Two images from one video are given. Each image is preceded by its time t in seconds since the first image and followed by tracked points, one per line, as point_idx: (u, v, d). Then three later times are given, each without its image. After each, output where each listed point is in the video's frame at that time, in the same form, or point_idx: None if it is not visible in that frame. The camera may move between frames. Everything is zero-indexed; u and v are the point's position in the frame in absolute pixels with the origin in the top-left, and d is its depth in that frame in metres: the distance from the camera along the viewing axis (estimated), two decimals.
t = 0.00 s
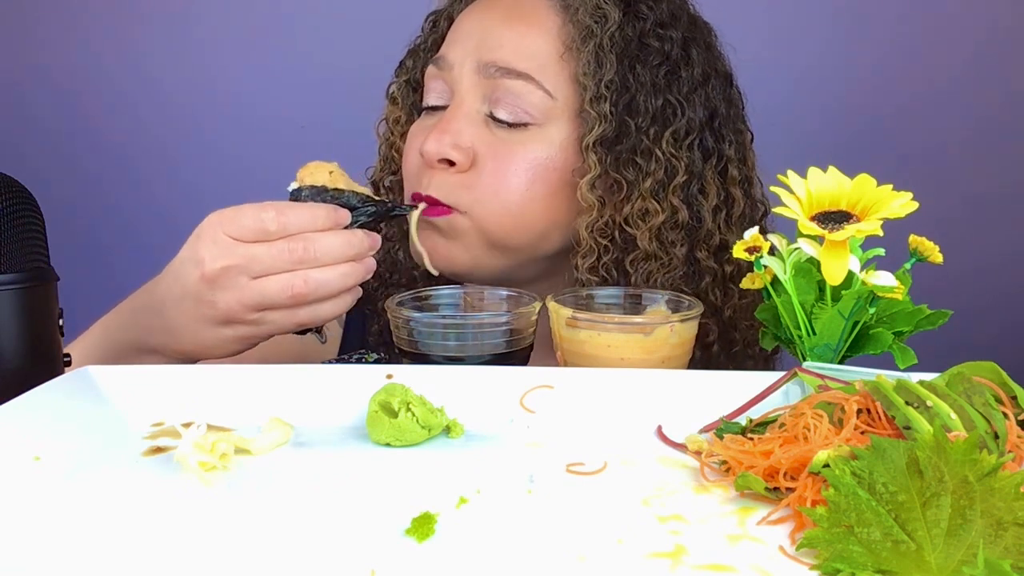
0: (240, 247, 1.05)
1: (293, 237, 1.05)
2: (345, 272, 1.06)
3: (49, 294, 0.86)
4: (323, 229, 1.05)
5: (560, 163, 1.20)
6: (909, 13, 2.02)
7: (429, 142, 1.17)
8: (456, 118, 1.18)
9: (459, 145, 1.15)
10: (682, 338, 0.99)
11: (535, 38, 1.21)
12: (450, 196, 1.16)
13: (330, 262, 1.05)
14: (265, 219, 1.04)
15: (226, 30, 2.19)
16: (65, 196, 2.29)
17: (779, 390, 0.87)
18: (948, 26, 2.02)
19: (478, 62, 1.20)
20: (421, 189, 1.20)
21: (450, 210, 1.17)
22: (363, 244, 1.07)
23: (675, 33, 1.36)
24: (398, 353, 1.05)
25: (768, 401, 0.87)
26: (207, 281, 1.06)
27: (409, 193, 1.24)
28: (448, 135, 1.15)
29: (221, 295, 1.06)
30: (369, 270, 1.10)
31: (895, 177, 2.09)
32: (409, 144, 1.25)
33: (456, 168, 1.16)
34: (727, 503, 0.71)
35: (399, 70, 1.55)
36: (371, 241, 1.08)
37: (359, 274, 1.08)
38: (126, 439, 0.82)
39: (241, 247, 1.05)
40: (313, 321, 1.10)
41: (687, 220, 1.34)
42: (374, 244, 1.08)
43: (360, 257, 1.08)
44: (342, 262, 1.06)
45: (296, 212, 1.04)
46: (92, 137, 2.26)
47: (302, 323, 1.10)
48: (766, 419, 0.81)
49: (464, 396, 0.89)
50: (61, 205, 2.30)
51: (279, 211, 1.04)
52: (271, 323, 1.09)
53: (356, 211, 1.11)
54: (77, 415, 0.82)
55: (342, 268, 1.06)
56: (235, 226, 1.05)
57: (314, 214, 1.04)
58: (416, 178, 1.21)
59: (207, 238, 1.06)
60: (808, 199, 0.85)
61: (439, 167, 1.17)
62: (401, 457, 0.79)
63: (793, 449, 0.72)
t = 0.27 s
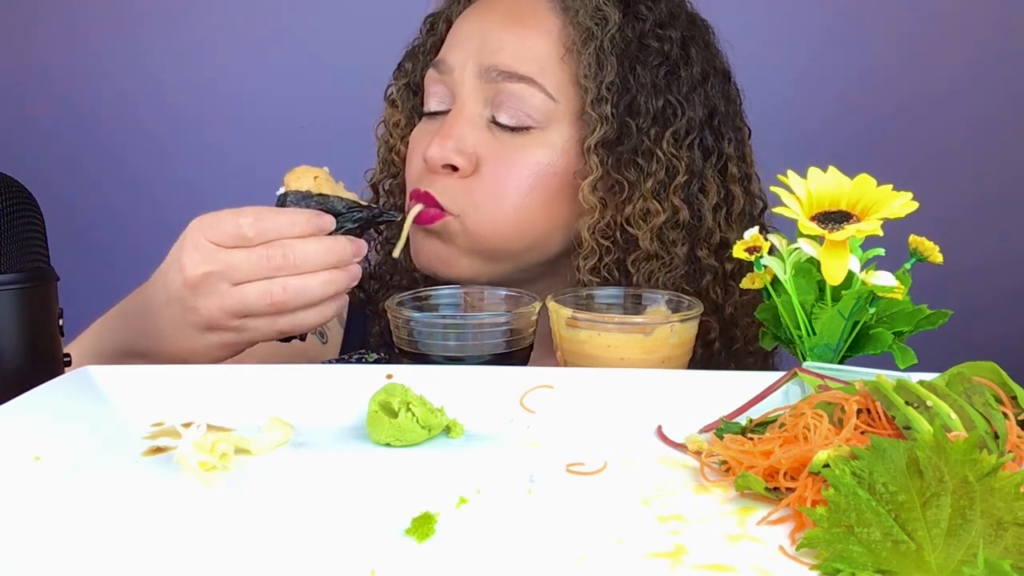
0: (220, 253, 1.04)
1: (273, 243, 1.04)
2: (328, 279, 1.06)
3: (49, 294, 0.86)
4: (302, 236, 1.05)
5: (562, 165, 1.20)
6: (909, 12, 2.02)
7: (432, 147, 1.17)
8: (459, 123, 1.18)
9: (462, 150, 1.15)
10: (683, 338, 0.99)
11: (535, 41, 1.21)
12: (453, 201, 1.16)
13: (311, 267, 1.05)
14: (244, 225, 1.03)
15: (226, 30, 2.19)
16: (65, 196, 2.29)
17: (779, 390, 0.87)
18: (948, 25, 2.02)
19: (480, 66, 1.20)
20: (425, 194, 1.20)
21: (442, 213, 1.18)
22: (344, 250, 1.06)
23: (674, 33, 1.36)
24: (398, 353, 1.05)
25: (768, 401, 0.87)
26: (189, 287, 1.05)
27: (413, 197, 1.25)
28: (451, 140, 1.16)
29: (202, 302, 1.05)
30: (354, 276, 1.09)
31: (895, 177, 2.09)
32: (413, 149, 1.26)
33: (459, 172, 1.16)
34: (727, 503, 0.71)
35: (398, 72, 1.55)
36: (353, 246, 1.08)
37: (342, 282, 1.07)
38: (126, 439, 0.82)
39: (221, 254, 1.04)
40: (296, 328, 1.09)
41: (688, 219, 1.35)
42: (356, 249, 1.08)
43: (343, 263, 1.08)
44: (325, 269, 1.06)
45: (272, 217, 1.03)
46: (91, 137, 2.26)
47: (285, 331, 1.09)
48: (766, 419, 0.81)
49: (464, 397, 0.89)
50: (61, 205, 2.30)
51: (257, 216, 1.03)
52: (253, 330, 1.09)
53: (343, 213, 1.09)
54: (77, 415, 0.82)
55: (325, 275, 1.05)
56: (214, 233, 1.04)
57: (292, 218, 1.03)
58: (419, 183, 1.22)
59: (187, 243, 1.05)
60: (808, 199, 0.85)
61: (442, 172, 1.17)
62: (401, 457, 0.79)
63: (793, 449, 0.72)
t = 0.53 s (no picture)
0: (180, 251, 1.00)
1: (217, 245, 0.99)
2: (275, 283, 1.00)
3: (50, 294, 0.86)
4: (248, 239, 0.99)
5: (569, 161, 1.21)
6: (909, 13, 2.02)
7: (439, 144, 1.17)
8: (466, 120, 1.18)
9: (469, 146, 1.15)
10: (683, 338, 0.99)
11: (541, 38, 1.21)
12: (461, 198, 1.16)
13: (257, 272, 0.99)
14: (186, 225, 0.99)
15: (225, 30, 2.18)
16: (66, 196, 2.29)
17: (779, 390, 0.87)
18: (948, 25, 2.02)
19: (487, 63, 1.20)
20: (432, 190, 1.20)
21: (461, 212, 1.17)
22: (291, 255, 0.99)
23: (677, 30, 1.37)
24: (398, 352, 1.05)
25: (768, 401, 0.87)
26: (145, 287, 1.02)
27: (418, 193, 1.24)
28: (459, 137, 1.16)
29: (157, 303, 1.02)
30: (305, 285, 1.02)
31: (895, 177, 2.09)
32: (417, 145, 1.25)
33: (467, 169, 1.16)
34: (727, 503, 0.71)
35: (400, 72, 1.55)
36: (308, 252, 1.00)
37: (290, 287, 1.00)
38: (126, 439, 0.82)
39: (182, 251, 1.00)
40: (246, 335, 1.04)
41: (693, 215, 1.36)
42: (307, 256, 1.00)
43: (294, 270, 1.01)
44: (272, 272, 1.00)
45: (215, 217, 0.98)
46: (91, 137, 2.26)
47: (235, 337, 1.04)
48: (766, 419, 0.81)
49: (464, 396, 0.89)
50: (61, 205, 2.30)
51: (200, 216, 0.99)
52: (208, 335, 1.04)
53: (299, 216, 1.02)
54: (76, 416, 0.82)
55: (270, 280, 0.99)
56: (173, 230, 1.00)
57: (234, 218, 0.98)
58: (426, 180, 1.22)
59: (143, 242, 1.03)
60: (808, 199, 0.85)
61: (449, 168, 1.17)
62: (401, 457, 0.79)
63: (793, 449, 0.72)
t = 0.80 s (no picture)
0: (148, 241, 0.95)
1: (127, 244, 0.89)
2: (178, 296, 0.88)
3: (49, 293, 0.88)
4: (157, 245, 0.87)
5: (578, 156, 1.21)
6: (909, 13, 2.02)
7: (449, 140, 1.17)
8: (475, 115, 1.18)
9: (479, 142, 1.15)
10: (683, 338, 0.99)
11: (549, 34, 1.22)
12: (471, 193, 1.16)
13: (157, 281, 0.88)
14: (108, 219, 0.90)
15: (225, 30, 2.18)
16: (66, 197, 2.29)
17: (779, 390, 0.87)
18: (948, 25, 2.02)
19: (496, 58, 1.20)
20: (441, 186, 1.19)
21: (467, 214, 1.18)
22: (193, 268, 0.86)
23: (681, 27, 1.38)
24: (398, 353, 1.05)
25: (768, 401, 0.87)
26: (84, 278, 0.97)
27: (426, 190, 1.24)
28: (469, 133, 1.16)
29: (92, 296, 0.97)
30: (211, 303, 0.89)
31: (895, 177, 2.09)
32: (424, 142, 1.25)
33: (477, 165, 1.16)
34: (727, 503, 0.71)
35: (402, 72, 1.55)
36: (218, 266, 0.87)
37: (194, 303, 0.89)
38: (126, 439, 0.82)
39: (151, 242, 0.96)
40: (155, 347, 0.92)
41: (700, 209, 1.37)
42: (209, 269, 0.86)
43: (198, 284, 0.88)
44: (175, 283, 0.88)
45: (127, 214, 0.88)
46: (91, 137, 2.26)
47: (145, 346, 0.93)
48: (765, 419, 0.81)
49: (464, 396, 0.89)
50: (62, 206, 2.30)
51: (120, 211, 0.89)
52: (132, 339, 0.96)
53: (223, 228, 0.88)
54: (75, 416, 0.82)
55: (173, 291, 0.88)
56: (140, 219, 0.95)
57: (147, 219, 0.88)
58: (435, 176, 1.21)
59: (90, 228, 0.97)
60: (808, 199, 0.85)
61: (459, 164, 1.17)
62: (401, 457, 0.79)
63: (793, 449, 0.72)
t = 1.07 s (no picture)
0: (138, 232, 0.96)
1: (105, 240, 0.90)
2: (128, 302, 0.88)
3: (49, 293, 0.89)
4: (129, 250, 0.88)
5: (584, 151, 1.21)
6: (909, 13, 2.02)
7: (455, 137, 1.16)
8: (482, 113, 1.18)
9: (486, 139, 1.15)
10: (683, 338, 0.99)
11: (552, 31, 1.22)
12: (479, 191, 1.16)
13: (115, 283, 0.88)
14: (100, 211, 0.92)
15: (225, 30, 2.18)
16: (66, 197, 2.29)
17: (779, 390, 0.87)
18: (948, 26, 2.02)
19: (500, 56, 1.20)
20: (447, 184, 1.19)
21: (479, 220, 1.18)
22: (149, 276, 0.86)
23: (681, 24, 1.38)
24: (398, 353, 1.05)
25: (768, 401, 0.87)
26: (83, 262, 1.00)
27: (432, 189, 1.23)
28: (475, 130, 1.16)
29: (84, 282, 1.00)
30: (154, 319, 0.88)
31: (895, 178, 2.09)
32: (429, 141, 1.24)
33: (484, 162, 1.16)
34: (727, 503, 0.71)
35: (402, 72, 1.55)
36: (172, 278, 0.86)
37: (141, 314, 0.88)
38: (126, 439, 0.82)
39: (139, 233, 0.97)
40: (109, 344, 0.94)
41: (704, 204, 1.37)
42: (159, 281, 0.86)
43: (148, 296, 0.88)
44: (128, 289, 0.88)
45: (109, 212, 0.89)
46: (91, 137, 2.26)
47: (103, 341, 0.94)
48: (766, 419, 0.81)
49: (465, 396, 0.89)
50: (62, 206, 2.30)
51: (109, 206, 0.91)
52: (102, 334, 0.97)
53: (185, 246, 0.87)
54: (75, 416, 0.82)
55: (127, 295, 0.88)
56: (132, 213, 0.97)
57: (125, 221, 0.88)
58: (441, 174, 1.21)
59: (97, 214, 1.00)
60: (808, 199, 0.85)
61: (465, 161, 1.17)
62: (401, 457, 0.79)
63: (793, 449, 0.72)
